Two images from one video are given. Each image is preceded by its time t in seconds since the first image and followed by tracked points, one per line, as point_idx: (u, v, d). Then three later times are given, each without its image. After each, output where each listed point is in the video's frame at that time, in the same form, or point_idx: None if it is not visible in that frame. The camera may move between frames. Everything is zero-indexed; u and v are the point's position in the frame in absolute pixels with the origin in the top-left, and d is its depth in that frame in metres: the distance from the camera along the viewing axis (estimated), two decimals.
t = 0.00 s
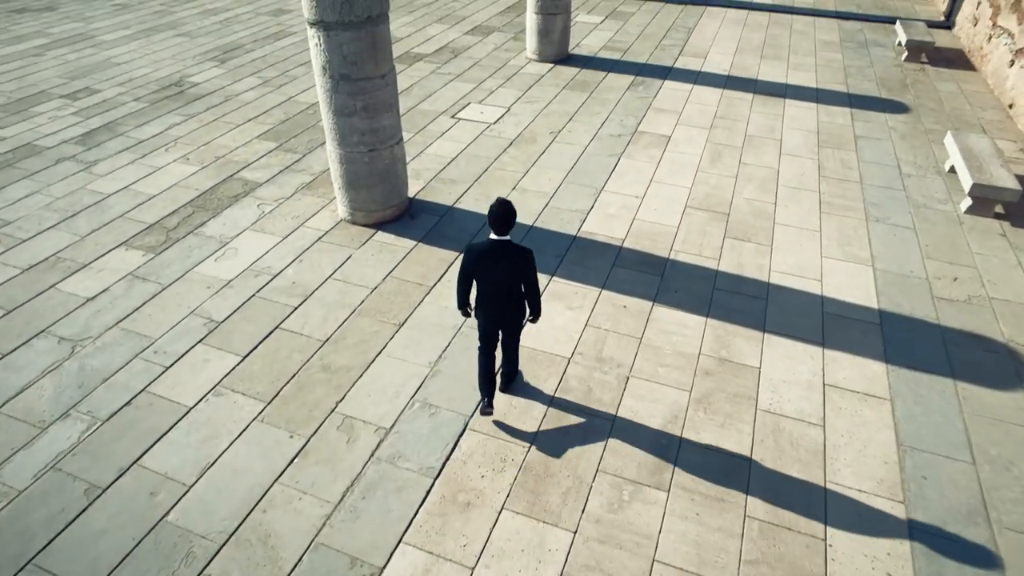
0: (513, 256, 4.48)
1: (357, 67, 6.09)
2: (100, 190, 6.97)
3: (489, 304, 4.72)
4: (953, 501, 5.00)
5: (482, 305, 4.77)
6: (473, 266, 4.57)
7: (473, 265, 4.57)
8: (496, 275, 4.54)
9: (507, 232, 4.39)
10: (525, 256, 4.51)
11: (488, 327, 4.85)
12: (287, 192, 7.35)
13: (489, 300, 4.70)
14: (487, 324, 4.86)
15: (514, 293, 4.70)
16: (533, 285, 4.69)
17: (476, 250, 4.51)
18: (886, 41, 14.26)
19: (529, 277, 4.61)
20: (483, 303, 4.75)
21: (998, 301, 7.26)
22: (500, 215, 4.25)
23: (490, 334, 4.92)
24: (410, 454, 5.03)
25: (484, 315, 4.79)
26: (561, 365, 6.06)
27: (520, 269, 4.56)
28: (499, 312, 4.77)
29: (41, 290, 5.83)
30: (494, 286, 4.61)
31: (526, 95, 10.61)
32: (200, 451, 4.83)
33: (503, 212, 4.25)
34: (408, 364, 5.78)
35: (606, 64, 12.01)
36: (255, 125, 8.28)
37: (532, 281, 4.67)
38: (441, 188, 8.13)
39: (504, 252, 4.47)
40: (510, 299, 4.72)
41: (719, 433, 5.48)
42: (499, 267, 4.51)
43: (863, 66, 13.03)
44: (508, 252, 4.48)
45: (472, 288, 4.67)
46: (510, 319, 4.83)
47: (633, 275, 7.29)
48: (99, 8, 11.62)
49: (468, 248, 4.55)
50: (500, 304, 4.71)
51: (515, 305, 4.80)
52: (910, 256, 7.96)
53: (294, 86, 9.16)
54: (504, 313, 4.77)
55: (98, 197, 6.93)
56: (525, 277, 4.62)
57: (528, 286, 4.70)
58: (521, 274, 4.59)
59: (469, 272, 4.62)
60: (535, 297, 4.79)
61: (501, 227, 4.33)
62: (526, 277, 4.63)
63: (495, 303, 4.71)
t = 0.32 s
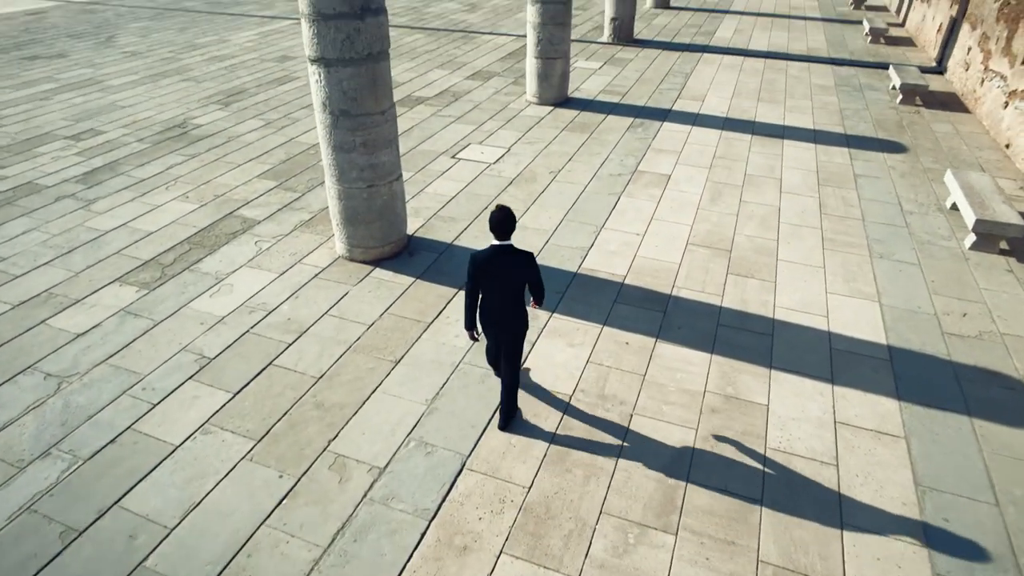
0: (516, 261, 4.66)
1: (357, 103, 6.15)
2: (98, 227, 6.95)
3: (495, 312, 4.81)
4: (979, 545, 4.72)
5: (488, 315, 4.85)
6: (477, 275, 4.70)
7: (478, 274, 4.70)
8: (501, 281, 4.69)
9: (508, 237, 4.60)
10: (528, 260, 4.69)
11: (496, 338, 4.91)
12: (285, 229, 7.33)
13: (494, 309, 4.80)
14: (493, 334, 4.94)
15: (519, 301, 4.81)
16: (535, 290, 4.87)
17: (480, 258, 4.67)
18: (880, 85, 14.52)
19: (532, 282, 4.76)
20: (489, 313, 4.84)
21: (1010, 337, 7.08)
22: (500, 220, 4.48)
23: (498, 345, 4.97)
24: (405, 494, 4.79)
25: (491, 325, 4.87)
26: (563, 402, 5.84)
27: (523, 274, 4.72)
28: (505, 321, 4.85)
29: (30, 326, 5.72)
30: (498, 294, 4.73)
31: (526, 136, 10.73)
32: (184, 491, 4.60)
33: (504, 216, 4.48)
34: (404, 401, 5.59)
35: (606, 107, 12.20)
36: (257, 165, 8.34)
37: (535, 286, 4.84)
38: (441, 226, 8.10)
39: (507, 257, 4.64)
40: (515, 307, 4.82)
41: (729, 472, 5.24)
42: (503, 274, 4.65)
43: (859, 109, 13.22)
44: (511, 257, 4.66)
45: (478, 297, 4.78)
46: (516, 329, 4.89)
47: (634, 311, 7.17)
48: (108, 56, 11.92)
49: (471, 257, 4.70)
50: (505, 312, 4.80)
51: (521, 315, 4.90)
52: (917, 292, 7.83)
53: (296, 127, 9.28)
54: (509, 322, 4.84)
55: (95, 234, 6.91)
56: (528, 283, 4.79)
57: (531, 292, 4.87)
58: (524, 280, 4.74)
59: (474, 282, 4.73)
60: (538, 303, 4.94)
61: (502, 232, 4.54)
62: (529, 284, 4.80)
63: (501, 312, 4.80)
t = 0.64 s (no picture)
0: (510, 266, 4.93)
1: (357, 140, 6.19)
2: (95, 264, 6.93)
3: (491, 315, 5.08)
4: None
5: (483, 317, 5.12)
6: (475, 276, 5.01)
7: (476, 275, 5.01)
8: (495, 285, 4.96)
9: (503, 245, 4.88)
10: (522, 266, 4.95)
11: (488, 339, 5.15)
12: (284, 267, 7.29)
13: (487, 311, 5.06)
14: (489, 336, 5.19)
15: (512, 305, 5.06)
16: (530, 297, 5.10)
17: (479, 261, 4.98)
18: (876, 128, 14.71)
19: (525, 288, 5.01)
20: (484, 314, 5.11)
21: None
22: (495, 227, 4.77)
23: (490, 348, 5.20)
24: (399, 537, 4.54)
25: (484, 326, 5.12)
26: (565, 440, 5.63)
27: (516, 279, 4.98)
28: (499, 323, 5.10)
29: (19, 363, 5.61)
30: (492, 297, 5.00)
31: (526, 178, 10.82)
32: (167, 533, 4.37)
33: (498, 225, 4.77)
34: (400, 440, 5.39)
35: (605, 150, 12.35)
36: (257, 205, 8.38)
37: (530, 293, 5.08)
38: (441, 264, 8.05)
39: (502, 262, 4.92)
40: (510, 311, 5.08)
41: (739, 515, 4.98)
42: (497, 277, 4.94)
43: (856, 151, 13.36)
44: (506, 263, 4.93)
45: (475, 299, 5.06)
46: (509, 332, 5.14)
47: (637, 348, 7.03)
48: (117, 102, 12.19)
49: (471, 259, 5.02)
50: (498, 316, 5.05)
51: (517, 320, 5.14)
52: (925, 329, 7.68)
53: (298, 169, 9.38)
54: (502, 324, 5.09)
55: (91, 271, 6.87)
56: (522, 289, 5.04)
57: (526, 298, 5.10)
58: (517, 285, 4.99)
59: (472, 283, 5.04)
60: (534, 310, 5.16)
61: (498, 240, 4.83)
62: (524, 290, 5.05)
63: (493, 314, 5.06)
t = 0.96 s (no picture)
0: (512, 281, 5.15)
1: (357, 176, 6.23)
2: (92, 303, 6.89)
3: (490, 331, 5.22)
4: None
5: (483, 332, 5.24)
6: (477, 290, 5.19)
7: (478, 290, 5.19)
8: (497, 299, 5.13)
9: (505, 261, 5.14)
10: (522, 281, 5.18)
11: (488, 356, 5.22)
12: (282, 306, 7.24)
13: (489, 326, 5.18)
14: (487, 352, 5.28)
15: (512, 320, 5.22)
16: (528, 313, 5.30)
17: (482, 277, 5.18)
18: (874, 171, 14.84)
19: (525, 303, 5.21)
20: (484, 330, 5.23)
21: None
22: (499, 244, 5.03)
23: (490, 365, 5.26)
24: None
25: (484, 341, 5.22)
26: (567, 480, 5.41)
27: (517, 294, 5.18)
28: (499, 338, 5.22)
29: (7, 401, 5.49)
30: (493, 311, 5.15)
31: (527, 219, 10.88)
32: None
33: (502, 241, 5.03)
34: (395, 480, 5.20)
35: (605, 192, 12.45)
36: (258, 245, 8.40)
37: (529, 309, 5.29)
38: (441, 303, 7.98)
39: (504, 277, 5.15)
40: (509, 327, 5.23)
41: (750, 559, 4.73)
42: (500, 292, 5.13)
43: (855, 193, 13.44)
44: (508, 278, 5.16)
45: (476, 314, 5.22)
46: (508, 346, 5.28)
47: (640, 387, 6.86)
48: (125, 147, 12.41)
49: (473, 275, 5.23)
50: (499, 330, 5.18)
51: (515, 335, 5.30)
52: (935, 367, 7.50)
53: (300, 210, 9.45)
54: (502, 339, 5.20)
55: (88, 309, 6.83)
56: (521, 305, 5.24)
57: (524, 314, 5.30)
58: (518, 300, 5.19)
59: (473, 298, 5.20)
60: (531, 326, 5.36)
61: (501, 255, 5.09)
62: (522, 306, 5.25)
63: (494, 329, 5.18)
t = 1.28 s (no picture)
0: (516, 291, 5.67)
1: (359, 211, 6.26)
2: (90, 338, 6.85)
3: (498, 336, 5.74)
4: None
5: (491, 336, 5.78)
6: (485, 299, 5.71)
7: (486, 299, 5.70)
8: (502, 307, 5.67)
9: (512, 273, 5.63)
10: (527, 291, 5.70)
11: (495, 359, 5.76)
12: (281, 342, 7.17)
13: (496, 331, 5.74)
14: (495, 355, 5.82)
15: (517, 326, 5.76)
16: (533, 319, 5.80)
17: (490, 288, 5.68)
18: (875, 211, 14.90)
19: (529, 312, 5.72)
20: (491, 334, 5.77)
21: None
22: (506, 259, 5.49)
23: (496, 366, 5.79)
24: None
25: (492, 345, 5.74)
26: (570, 519, 5.20)
27: (521, 303, 5.71)
28: (505, 342, 5.76)
29: None
30: (501, 317, 5.70)
31: (529, 258, 10.90)
32: None
33: (508, 256, 5.50)
34: (392, 518, 5.01)
35: (608, 231, 12.50)
36: (259, 283, 8.40)
37: (533, 316, 5.79)
38: (442, 340, 7.90)
39: (510, 288, 5.66)
40: (515, 332, 5.76)
41: None
42: (505, 301, 5.65)
43: (858, 232, 13.44)
44: (513, 288, 5.68)
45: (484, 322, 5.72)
46: (513, 349, 5.80)
47: (645, 424, 6.69)
48: (132, 188, 12.60)
49: (482, 285, 5.74)
50: (504, 335, 5.73)
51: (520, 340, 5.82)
52: (948, 404, 7.31)
53: (303, 249, 9.51)
54: (507, 344, 5.76)
55: (85, 344, 6.78)
56: (525, 312, 5.75)
57: (528, 321, 5.81)
58: (522, 309, 5.71)
59: (482, 306, 5.72)
60: (534, 332, 5.86)
61: (508, 268, 5.56)
62: (526, 313, 5.76)
63: (500, 334, 5.74)
